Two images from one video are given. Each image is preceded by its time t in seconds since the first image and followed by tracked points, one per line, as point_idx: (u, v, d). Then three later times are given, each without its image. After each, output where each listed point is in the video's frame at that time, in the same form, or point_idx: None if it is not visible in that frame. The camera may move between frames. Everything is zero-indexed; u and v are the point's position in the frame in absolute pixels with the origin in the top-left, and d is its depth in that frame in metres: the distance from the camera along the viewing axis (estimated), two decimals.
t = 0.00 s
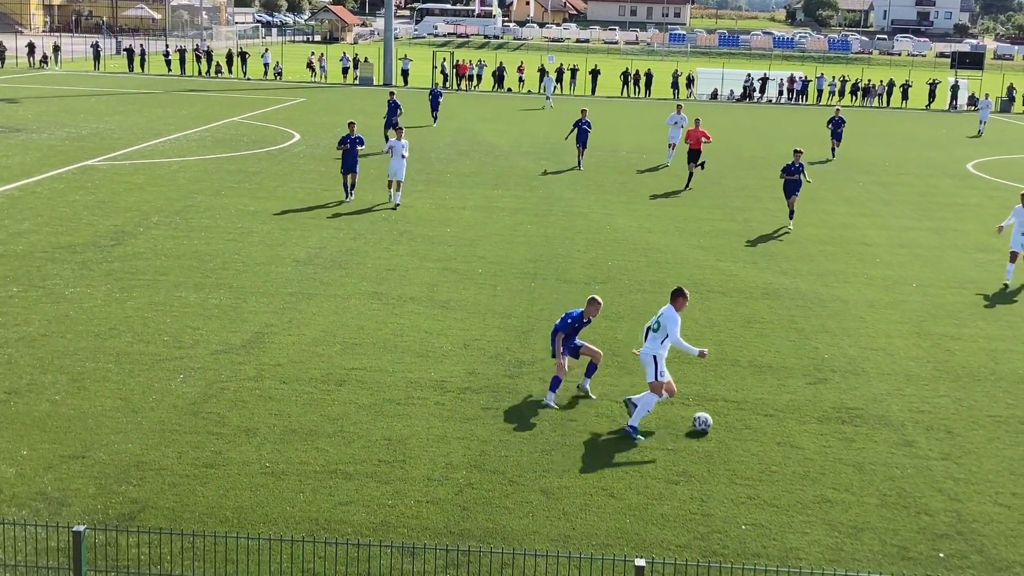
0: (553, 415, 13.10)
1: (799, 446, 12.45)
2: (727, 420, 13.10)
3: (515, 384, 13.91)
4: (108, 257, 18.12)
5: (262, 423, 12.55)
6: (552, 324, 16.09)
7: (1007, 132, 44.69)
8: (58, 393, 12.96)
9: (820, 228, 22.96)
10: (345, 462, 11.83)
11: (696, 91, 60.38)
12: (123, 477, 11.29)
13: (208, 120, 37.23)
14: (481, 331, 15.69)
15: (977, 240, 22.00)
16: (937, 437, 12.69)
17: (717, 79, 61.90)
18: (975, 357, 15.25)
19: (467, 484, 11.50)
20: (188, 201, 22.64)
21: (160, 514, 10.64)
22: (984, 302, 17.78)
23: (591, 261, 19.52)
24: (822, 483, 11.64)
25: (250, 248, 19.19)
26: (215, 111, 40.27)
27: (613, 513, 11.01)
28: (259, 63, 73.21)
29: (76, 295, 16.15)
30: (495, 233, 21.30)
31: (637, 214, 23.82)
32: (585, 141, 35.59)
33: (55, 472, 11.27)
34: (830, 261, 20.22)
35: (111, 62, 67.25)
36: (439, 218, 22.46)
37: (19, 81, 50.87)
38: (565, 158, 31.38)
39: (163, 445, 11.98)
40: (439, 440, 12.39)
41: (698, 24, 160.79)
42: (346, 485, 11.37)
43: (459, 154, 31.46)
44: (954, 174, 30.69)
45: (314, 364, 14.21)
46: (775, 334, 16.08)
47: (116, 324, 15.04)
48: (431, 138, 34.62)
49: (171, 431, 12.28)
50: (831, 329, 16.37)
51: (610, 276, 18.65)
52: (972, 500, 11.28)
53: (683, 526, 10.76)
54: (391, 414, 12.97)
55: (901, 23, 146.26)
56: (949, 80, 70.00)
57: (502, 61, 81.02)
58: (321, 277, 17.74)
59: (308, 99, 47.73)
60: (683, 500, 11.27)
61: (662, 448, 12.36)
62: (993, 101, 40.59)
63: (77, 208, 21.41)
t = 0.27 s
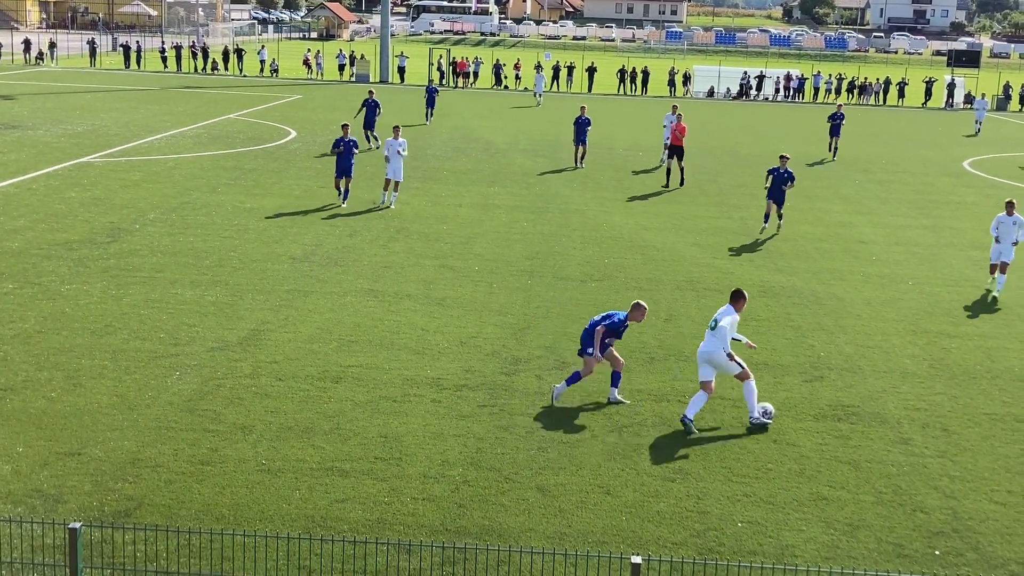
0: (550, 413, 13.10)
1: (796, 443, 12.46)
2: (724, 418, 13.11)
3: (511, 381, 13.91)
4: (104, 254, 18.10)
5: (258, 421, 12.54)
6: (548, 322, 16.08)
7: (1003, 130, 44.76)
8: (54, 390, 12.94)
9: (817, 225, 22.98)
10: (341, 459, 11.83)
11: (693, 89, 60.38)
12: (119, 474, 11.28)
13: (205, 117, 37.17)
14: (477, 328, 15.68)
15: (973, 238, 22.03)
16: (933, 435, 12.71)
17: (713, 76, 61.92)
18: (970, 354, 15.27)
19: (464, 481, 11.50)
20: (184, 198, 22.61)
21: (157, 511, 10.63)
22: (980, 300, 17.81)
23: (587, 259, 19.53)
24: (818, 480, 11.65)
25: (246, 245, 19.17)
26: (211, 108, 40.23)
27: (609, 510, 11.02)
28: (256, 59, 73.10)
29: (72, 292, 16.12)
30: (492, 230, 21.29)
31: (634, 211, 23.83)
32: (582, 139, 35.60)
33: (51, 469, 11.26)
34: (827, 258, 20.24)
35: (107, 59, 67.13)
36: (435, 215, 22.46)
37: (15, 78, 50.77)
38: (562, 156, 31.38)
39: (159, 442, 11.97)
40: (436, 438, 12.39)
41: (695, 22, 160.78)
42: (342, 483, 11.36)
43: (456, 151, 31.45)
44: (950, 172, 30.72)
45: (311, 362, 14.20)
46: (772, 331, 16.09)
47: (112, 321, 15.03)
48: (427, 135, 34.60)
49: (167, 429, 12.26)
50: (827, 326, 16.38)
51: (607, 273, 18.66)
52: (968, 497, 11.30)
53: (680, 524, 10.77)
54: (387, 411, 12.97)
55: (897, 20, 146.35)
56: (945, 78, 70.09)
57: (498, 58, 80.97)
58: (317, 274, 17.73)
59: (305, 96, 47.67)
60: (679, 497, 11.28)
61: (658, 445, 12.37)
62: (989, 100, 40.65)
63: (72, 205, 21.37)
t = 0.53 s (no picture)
0: (547, 411, 13.11)
1: (792, 442, 12.48)
2: (720, 416, 13.12)
3: (508, 380, 13.92)
4: (101, 253, 18.09)
5: (255, 419, 12.54)
6: (546, 320, 16.08)
7: (999, 129, 44.81)
8: (51, 389, 12.93)
9: (814, 224, 23.01)
10: (338, 458, 11.83)
11: (691, 88, 60.40)
12: (115, 472, 11.28)
13: (202, 115, 37.17)
14: (473, 327, 15.68)
15: (971, 237, 22.05)
16: (930, 434, 12.72)
17: (711, 75, 61.95)
18: (967, 353, 15.30)
19: (461, 480, 11.51)
20: (182, 197, 22.60)
21: (153, 510, 10.64)
22: (977, 299, 17.83)
23: (585, 258, 19.54)
24: (815, 479, 11.66)
25: (244, 244, 19.17)
26: (209, 106, 40.19)
27: (606, 509, 11.03)
28: (254, 58, 73.07)
29: (69, 291, 16.12)
30: (489, 229, 21.30)
31: (631, 210, 23.83)
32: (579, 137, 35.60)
33: (48, 467, 11.27)
34: (824, 257, 20.26)
35: (104, 57, 67.10)
36: (433, 214, 22.46)
37: (13, 76, 50.72)
38: (559, 154, 31.38)
39: (156, 441, 11.97)
40: (433, 437, 12.39)
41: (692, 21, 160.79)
42: (340, 481, 11.37)
43: (453, 149, 31.45)
44: (947, 172, 30.75)
45: (308, 360, 14.20)
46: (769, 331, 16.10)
47: (108, 320, 15.02)
48: (424, 134, 34.60)
49: (164, 427, 12.26)
50: (825, 326, 16.40)
51: (604, 272, 18.66)
52: (965, 496, 11.32)
53: (676, 522, 10.79)
54: (384, 410, 12.97)
55: (894, 20, 146.41)
56: (942, 77, 70.11)
57: (496, 57, 80.96)
58: (314, 273, 17.74)
59: (303, 94, 47.67)
60: (676, 496, 11.29)
61: (655, 444, 12.38)
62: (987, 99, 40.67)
63: (70, 203, 21.36)
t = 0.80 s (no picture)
0: (545, 411, 13.11)
1: (790, 442, 12.48)
2: (718, 416, 13.12)
3: (506, 379, 13.92)
4: (99, 252, 18.07)
5: (253, 419, 12.54)
6: (544, 320, 16.08)
7: (997, 129, 44.84)
8: (49, 389, 12.92)
9: (812, 224, 23.01)
10: (337, 458, 11.84)
11: (689, 87, 60.42)
12: (113, 472, 11.28)
13: (200, 115, 37.14)
14: (472, 326, 15.67)
15: (969, 236, 22.07)
16: (928, 434, 12.72)
17: (709, 75, 61.96)
18: (965, 353, 15.30)
19: (459, 479, 11.52)
20: (180, 196, 22.58)
21: (151, 509, 10.64)
22: (975, 299, 17.84)
23: (583, 257, 19.53)
24: (813, 478, 11.66)
25: (242, 243, 19.16)
26: (207, 106, 40.16)
27: (604, 508, 11.03)
28: (252, 57, 73.02)
29: (67, 290, 16.11)
30: (487, 228, 21.29)
31: (630, 210, 23.83)
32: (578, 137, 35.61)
33: (46, 467, 11.26)
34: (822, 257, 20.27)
35: (102, 57, 67.05)
36: (431, 214, 22.45)
37: (11, 75, 50.67)
38: (558, 154, 31.37)
39: (154, 440, 11.97)
40: (431, 436, 12.39)
41: (691, 20, 160.79)
42: (338, 481, 11.37)
43: (452, 149, 31.45)
44: (946, 171, 30.76)
45: (306, 359, 14.20)
46: (767, 330, 16.11)
47: (106, 320, 15.00)
48: (422, 134, 34.60)
49: (163, 427, 12.26)
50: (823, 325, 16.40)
51: (602, 272, 18.66)
52: (962, 496, 11.33)
53: (675, 522, 10.79)
54: (383, 410, 12.97)
55: (892, 19, 146.41)
56: (940, 77, 70.14)
57: (494, 57, 80.95)
58: (312, 272, 17.73)
59: (301, 94, 47.67)
60: (674, 496, 11.29)
61: (653, 444, 12.38)
62: (985, 99, 40.70)
63: (68, 203, 21.35)
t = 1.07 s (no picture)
0: (545, 411, 13.11)
1: (790, 442, 12.48)
2: (718, 416, 13.12)
3: (506, 379, 13.92)
4: (99, 253, 18.08)
5: (253, 419, 12.54)
6: (544, 320, 16.07)
7: (998, 129, 44.82)
8: (49, 388, 12.93)
9: (811, 224, 23.00)
10: (337, 458, 11.85)
11: (689, 87, 60.40)
12: (113, 472, 11.29)
13: (200, 115, 37.15)
14: (472, 327, 15.66)
15: (969, 236, 22.07)
16: (928, 434, 12.72)
17: (709, 75, 61.96)
18: (965, 353, 15.30)
19: (459, 479, 11.53)
20: (180, 196, 22.60)
21: (150, 510, 10.65)
22: (975, 299, 17.84)
23: (583, 257, 19.54)
24: (813, 479, 11.67)
25: (241, 243, 19.16)
26: (206, 106, 40.18)
27: (604, 509, 11.03)
28: (252, 57, 73.02)
29: (67, 290, 16.11)
30: (487, 229, 21.30)
31: (629, 209, 23.84)
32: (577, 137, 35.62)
33: (46, 467, 11.28)
34: (822, 257, 20.27)
35: (102, 57, 67.04)
36: (431, 214, 22.47)
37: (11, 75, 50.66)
38: (558, 154, 31.38)
39: (154, 441, 11.97)
40: (431, 436, 12.39)
41: (691, 20, 160.75)
42: (338, 481, 11.38)
43: (451, 149, 31.46)
44: (945, 171, 30.76)
45: (305, 360, 14.20)
46: (767, 330, 16.11)
47: (106, 320, 15.01)
48: (422, 134, 34.61)
49: (163, 427, 12.27)
50: (822, 325, 16.40)
51: (601, 272, 18.67)
52: (962, 496, 11.33)
53: (675, 522, 10.80)
54: (382, 410, 12.97)
55: (892, 19, 146.33)
56: (940, 77, 70.11)
57: (494, 57, 80.93)
58: (312, 272, 17.74)
59: (301, 94, 47.69)
60: (674, 496, 11.30)
61: (653, 444, 12.38)
62: (985, 99, 40.69)
63: (68, 203, 21.36)
